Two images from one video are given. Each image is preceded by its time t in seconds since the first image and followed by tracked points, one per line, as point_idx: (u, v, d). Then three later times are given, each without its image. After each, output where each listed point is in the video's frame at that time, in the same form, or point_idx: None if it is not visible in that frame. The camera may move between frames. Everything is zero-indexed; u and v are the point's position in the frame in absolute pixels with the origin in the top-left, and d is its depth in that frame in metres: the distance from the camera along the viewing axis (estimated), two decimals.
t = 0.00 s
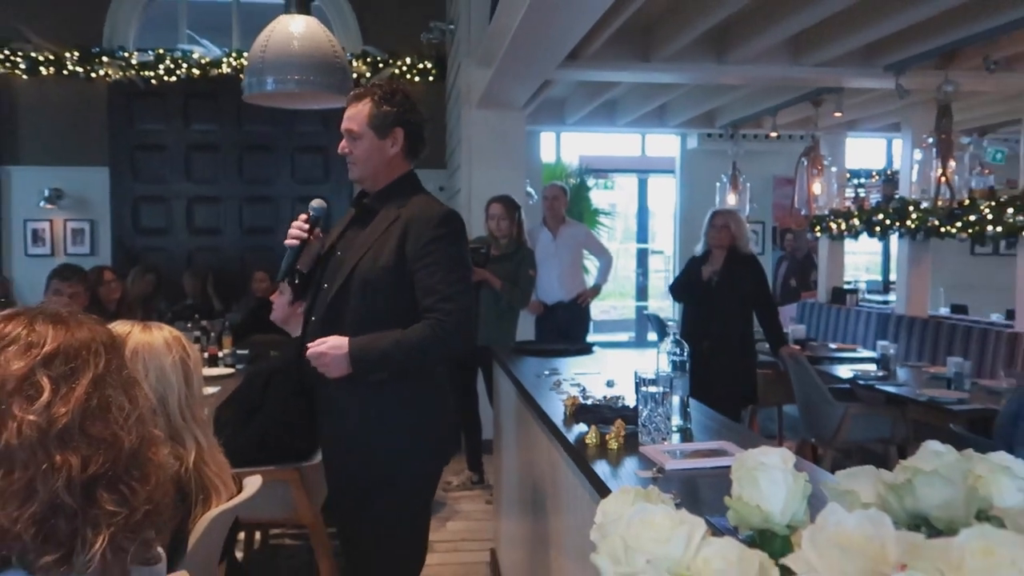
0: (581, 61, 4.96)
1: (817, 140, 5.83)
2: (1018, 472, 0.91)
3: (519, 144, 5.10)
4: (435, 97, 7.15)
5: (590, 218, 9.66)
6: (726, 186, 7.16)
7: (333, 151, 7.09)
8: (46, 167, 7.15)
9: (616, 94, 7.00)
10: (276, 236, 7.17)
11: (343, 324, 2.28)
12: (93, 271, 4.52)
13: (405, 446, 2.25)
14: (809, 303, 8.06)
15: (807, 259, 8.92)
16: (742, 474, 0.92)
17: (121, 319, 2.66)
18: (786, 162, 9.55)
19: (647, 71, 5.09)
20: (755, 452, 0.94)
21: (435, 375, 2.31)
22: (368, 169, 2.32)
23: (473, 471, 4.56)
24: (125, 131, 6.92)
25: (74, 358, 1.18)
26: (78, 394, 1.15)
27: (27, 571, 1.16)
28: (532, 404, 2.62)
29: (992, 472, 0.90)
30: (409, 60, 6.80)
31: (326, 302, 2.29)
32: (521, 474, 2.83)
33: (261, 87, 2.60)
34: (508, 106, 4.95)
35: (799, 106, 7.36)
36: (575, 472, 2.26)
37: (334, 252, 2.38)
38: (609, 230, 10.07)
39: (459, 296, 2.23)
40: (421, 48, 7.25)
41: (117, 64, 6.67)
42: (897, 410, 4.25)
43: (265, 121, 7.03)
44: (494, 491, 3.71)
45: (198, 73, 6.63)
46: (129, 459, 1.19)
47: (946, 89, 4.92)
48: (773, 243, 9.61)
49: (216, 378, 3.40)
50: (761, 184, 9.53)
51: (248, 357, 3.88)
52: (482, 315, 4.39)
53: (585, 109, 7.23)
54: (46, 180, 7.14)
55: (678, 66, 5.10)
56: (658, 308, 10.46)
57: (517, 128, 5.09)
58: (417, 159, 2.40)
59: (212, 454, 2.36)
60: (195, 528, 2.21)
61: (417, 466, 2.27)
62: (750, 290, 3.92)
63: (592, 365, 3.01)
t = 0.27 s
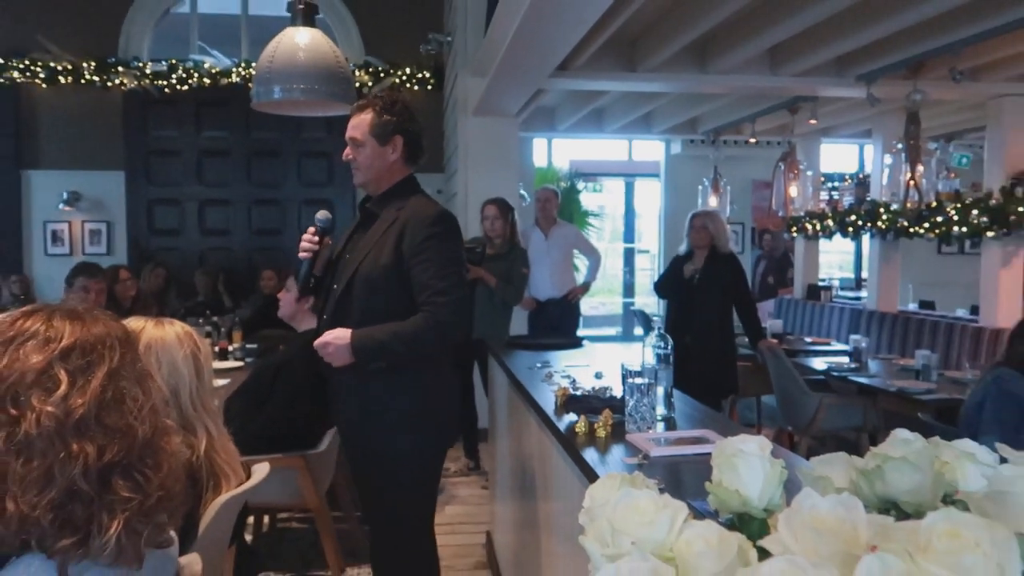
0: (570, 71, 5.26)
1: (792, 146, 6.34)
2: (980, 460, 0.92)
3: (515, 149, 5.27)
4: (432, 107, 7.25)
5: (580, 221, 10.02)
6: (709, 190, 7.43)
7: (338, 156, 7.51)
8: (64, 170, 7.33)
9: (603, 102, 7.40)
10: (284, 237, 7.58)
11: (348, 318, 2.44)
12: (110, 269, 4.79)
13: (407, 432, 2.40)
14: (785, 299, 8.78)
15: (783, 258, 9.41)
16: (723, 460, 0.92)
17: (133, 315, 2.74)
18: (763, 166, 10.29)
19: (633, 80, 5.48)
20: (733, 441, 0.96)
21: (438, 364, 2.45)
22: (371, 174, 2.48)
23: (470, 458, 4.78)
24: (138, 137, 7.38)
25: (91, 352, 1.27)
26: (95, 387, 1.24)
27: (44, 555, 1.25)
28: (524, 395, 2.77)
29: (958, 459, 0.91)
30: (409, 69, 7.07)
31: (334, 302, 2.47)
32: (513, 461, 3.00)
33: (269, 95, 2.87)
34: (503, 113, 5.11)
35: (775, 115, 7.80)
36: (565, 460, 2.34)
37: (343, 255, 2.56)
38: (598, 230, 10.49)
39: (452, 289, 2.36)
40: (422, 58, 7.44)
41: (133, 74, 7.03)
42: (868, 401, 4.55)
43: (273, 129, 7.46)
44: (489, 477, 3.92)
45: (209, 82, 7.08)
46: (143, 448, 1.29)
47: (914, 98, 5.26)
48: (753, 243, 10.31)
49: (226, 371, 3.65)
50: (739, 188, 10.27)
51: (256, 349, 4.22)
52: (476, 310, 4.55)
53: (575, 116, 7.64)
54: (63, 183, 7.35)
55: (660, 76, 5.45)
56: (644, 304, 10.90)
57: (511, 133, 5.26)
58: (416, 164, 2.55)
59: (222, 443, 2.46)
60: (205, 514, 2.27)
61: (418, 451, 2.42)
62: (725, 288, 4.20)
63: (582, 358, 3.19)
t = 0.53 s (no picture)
0: (562, 77, 5.37)
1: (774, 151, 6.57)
2: (951, 450, 0.88)
3: (507, 152, 5.39)
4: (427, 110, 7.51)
5: (569, 221, 10.24)
6: (693, 193, 7.56)
7: (336, 160, 7.66)
8: (75, 173, 7.62)
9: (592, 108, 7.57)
10: (285, 238, 7.71)
11: (355, 316, 2.56)
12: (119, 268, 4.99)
13: (412, 423, 2.52)
14: (767, 296, 8.97)
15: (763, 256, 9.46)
16: (702, 450, 0.87)
17: (135, 313, 2.65)
18: (747, 168, 10.46)
19: (622, 87, 5.61)
20: (718, 432, 0.89)
21: (443, 358, 2.57)
22: (368, 181, 2.58)
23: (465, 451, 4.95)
24: (145, 141, 7.45)
25: (97, 348, 1.38)
26: (101, 383, 1.34)
27: (54, 544, 1.35)
28: (516, 388, 2.88)
29: (929, 448, 0.86)
30: (405, 76, 7.23)
31: (342, 303, 2.59)
32: (506, 453, 3.12)
33: (271, 100, 3.14)
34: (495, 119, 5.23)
35: (757, 120, 7.98)
36: (555, 452, 2.38)
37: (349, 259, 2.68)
38: (587, 231, 10.65)
39: (450, 282, 2.47)
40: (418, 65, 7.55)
41: (139, 80, 7.21)
42: (846, 392, 4.80)
43: (274, 133, 7.61)
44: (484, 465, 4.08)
45: (213, 89, 7.21)
46: (148, 439, 1.38)
47: (889, 104, 5.50)
48: (736, 243, 10.50)
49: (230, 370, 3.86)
50: (723, 190, 10.44)
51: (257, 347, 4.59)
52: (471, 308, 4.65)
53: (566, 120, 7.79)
54: (75, 185, 7.62)
55: (649, 82, 5.59)
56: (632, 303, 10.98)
57: (503, 137, 5.37)
58: (412, 168, 2.65)
59: (226, 436, 2.35)
60: (207, 505, 2.12)
61: (422, 440, 2.53)
62: (710, 288, 4.33)
63: (572, 354, 3.33)
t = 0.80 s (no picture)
0: (552, 78, 5.42)
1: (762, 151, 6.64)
2: (932, 446, 0.89)
3: (499, 152, 5.43)
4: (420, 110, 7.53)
5: (560, 220, 10.31)
6: (682, 192, 7.62)
7: (330, 160, 7.67)
8: (70, 172, 7.61)
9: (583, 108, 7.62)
10: (279, 236, 7.73)
11: (354, 314, 2.60)
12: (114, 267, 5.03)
13: (410, 417, 2.56)
14: (755, 295, 9.06)
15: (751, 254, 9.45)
16: (688, 448, 0.90)
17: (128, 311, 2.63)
18: (735, 168, 10.54)
19: (612, 87, 5.65)
20: (704, 428, 0.93)
21: (442, 354, 2.61)
22: (365, 181, 2.63)
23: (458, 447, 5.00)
24: (140, 139, 7.46)
25: (91, 345, 1.40)
26: (95, 380, 1.37)
27: (48, 539, 1.37)
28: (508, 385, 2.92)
29: (910, 444, 0.88)
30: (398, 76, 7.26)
31: (341, 300, 2.63)
32: (498, 449, 3.16)
33: (266, 100, 3.19)
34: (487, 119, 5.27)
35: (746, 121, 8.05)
36: (546, 449, 2.37)
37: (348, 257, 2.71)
38: (578, 230, 10.70)
39: (445, 276, 2.50)
40: (410, 66, 7.57)
41: (134, 80, 7.21)
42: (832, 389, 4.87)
43: (268, 132, 7.62)
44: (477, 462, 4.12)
45: (207, 89, 7.21)
46: (142, 437, 1.41)
47: (874, 106, 5.59)
48: (725, 242, 10.57)
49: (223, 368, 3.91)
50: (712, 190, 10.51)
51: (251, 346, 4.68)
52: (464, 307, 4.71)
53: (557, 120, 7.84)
54: (70, 184, 7.61)
55: (638, 82, 5.63)
56: (622, 300, 11.14)
57: (495, 137, 5.41)
58: (408, 168, 2.68)
59: (219, 433, 2.32)
60: (202, 498, 2.09)
61: (419, 434, 2.56)
62: (698, 285, 4.38)
63: (563, 352, 3.37)
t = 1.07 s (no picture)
0: (545, 76, 5.42)
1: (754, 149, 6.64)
2: (921, 441, 0.90)
3: (492, 150, 5.43)
4: (413, 107, 7.54)
5: (553, 217, 10.32)
6: (675, 189, 7.64)
7: (324, 157, 7.65)
8: (60, 169, 7.55)
9: (575, 106, 7.63)
10: (272, 233, 7.72)
11: (350, 307, 2.59)
12: (106, 264, 5.02)
13: (404, 412, 2.56)
14: (747, 292, 9.09)
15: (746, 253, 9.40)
16: (682, 444, 0.90)
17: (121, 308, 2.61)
18: (728, 166, 10.56)
19: (605, 85, 5.65)
20: (694, 424, 0.93)
21: (436, 348, 2.61)
22: (363, 179, 2.63)
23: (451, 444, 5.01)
24: (131, 137, 7.46)
25: (79, 343, 1.40)
26: (84, 376, 1.37)
27: (38, 537, 1.37)
28: (501, 382, 2.92)
29: (900, 439, 0.88)
30: (391, 73, 7.26)
31: (339, 292, 2.63)
32: (491, 445, 3.17)
33: (258, 97, 3.19)
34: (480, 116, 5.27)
35: (738, 118, 8.08)
36: (540, 446, 2.37)
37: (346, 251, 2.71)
38: (571, 227, 10.70)
39: (443, 270, 2.51)
40: (403, 64, 7.58)
41: (126, 76, 7.19)
42: (823, 386, 4.90)
43: (261, 129, 7.60)
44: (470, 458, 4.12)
45: (199, 86, 7.19)
46: (132, 435, 1.41)
47: (864, 104, 5.58)
48: (717, 240, 10.59)
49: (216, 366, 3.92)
50: (704, 188, 10.53)
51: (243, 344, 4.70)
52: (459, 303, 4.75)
53: (549, 118, 7.84)
54: (62, 181, 7.56)
55: (631, 79, 5.64)
56: (615, 297, 11.16)
57: (488, 134, 5.41)
58: (407, 167, 2.68)
59: (211, 430, 2.30)
60: (194, 497, 2.09)
61: (412, 428, 2.57)
62: (690, 282, 4.39)
63: (555, 349, 3.37)
